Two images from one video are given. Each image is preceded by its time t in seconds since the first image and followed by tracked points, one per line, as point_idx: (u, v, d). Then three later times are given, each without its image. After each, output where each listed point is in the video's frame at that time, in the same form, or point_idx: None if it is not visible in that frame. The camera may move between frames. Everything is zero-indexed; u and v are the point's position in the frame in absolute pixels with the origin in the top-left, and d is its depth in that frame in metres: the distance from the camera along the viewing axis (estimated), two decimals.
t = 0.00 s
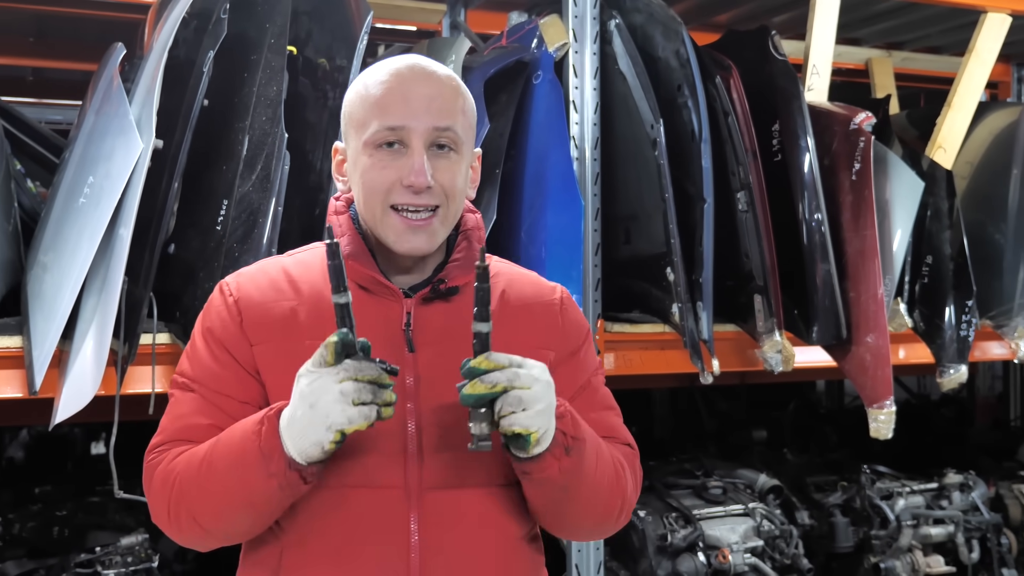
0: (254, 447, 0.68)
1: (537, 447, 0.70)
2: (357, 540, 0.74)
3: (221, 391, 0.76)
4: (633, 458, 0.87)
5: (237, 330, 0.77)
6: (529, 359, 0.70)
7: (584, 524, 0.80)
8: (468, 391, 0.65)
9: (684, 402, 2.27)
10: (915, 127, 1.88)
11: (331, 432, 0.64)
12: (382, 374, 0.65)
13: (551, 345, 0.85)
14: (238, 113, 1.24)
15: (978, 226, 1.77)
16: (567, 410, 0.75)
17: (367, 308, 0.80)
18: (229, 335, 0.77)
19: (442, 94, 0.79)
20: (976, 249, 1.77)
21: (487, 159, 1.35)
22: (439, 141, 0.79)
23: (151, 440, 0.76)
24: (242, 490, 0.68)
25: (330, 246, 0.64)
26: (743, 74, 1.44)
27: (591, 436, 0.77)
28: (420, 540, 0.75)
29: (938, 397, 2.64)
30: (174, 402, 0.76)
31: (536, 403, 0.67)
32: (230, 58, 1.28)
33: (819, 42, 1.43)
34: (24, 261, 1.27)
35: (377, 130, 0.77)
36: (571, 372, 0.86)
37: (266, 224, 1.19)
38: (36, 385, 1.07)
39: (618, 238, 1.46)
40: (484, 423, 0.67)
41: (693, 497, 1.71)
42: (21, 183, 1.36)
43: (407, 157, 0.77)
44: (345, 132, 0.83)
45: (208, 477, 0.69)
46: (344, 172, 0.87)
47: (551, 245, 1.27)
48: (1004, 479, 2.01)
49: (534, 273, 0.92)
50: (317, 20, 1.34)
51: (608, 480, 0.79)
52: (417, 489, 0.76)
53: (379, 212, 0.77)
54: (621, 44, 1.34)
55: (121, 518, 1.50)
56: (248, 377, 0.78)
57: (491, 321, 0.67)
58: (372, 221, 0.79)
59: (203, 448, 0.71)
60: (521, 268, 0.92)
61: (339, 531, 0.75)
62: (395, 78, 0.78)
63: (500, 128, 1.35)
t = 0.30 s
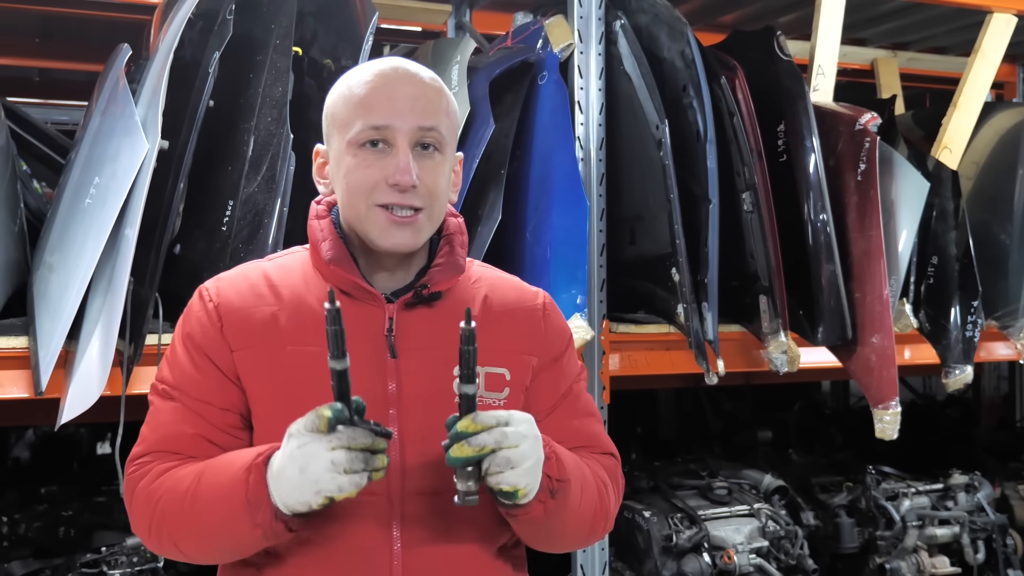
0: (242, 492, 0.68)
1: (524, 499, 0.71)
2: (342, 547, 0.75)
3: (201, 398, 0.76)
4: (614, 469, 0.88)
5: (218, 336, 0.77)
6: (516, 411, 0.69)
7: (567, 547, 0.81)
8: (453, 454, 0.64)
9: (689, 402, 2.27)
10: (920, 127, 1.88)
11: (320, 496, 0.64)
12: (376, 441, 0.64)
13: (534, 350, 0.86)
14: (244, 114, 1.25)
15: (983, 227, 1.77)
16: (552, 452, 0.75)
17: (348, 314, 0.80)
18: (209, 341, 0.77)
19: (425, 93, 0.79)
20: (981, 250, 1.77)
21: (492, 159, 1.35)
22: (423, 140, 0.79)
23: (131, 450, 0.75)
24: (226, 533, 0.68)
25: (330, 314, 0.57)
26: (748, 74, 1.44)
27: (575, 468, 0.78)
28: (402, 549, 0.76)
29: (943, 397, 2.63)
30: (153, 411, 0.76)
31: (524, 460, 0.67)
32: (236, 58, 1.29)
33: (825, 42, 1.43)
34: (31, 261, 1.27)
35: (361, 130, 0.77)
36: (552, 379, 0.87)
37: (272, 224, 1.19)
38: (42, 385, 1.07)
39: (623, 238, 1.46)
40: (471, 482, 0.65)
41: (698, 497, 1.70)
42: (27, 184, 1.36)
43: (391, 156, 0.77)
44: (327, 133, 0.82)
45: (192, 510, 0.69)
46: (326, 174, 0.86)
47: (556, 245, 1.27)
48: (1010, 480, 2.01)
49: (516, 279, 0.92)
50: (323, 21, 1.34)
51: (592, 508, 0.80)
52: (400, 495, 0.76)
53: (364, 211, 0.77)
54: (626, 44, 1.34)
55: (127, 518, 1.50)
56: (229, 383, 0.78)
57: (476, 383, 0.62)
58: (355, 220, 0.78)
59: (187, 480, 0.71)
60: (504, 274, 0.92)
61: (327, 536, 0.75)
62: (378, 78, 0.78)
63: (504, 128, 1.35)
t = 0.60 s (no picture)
0: (231, 452, 0.68)
1: (519, 443, 0.69)
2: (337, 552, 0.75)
3: (192, 398, 0.76)
4: (610, 461, 0.88)
5: (208, 337, 0.77)
6: (509, 356, 0.70)
7: (563, 527, 0.81)
8: (447, 387, 0.65)
9: (692, 402, 2.27)
10: (923, 127, 1.88)
11: (309, 439, 0.63)
12: (361, 380, 0.65)
13: (526, 350, 0.86)
14: (247, 114, 1.25)
15: (986, 227, 1.77)
16: (547, 409, 0.76)
17: (341, 316, 0.80)
18: (199, 341, 0.77)
19: (416, 101, 0.78)
20: (984, 249, 1.77)
21: (495, 159, 1.35)
22: (414, 150, 0.78)
23: (120, 449, 0.75)
24: (216, 501, 0.68)
25: (306, 250, 0.64)
26: (751, 75, 1.44)
27: (569, 435, 0.79)
28: (396, 551, 0.76)
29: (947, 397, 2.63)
30: (143, 411, 0.76)
31: (517, 398, 0.67)
32: (240, 58, 1.29)
33: (828, 43, 1.44)
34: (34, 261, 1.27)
35: (351, 140, 0.77)
36: (546, 377, 0.87)
37: (274, 224, 1.19)
38: (46, 385, 1.07)
39: (626, 239, 1.47)
40: (464, 420, 0.66)
41: (701, 497, 1.71)
42: (30, 184, 1.36)
43: (382, 167, 0.77)
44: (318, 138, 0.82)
45: (180, 485, 0.69)
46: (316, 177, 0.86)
47: (559, 245, 1.26)
48: (1013, 480, 2.01)
49: (509, 279, 0.92)
50: (326, 21, 1.34)
51: (587, 483, 0.80)
52: (394, 500, 0.76)
53: (355, 223, 0.77)
54: (629, 44, 1.34)
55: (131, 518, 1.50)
56: (219, 384, 0.78)
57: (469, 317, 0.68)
58: (347, 230, 0.78)
59: (176, 459, 0.71)
60: (495, 274, 0.92)
61: (324, 538, 0.75)
62: (369, 85, 0.77)
63: (507, 128, 1.35)
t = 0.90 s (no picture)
0: (234, 466, 0.67)
1: (513, 458, 0.70)
2: (335, 552, 0.74)
3: (186, 401, 0.76)
4: (605, 461, 0.88)
5: (201, 340, 0.77)
6: (504, 371, 0.69)
7: (557, 532, 0.81)
8: (442, 405, 0.64)
9: (692, 402, 2.27)
10: (924, 126, 1.88)
11: (313, 456, 0.63)
12: (365, 398, 0.65)
13: (522, 350, 0.86)
14: (246, 113, 1.25)
15: (987, 226, 1.77)
16: (541, 420, 0.75)
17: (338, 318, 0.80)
18: (192, 344, 0.77)
19: (410, 101, 0.78)
20: (985, 249, 1.77)
21: (495, 158, 1.35)
22: (408, 150, 0.78)
23: (115, 455, 0.75)
24: (218, 513, 0.68)
25: (313, 269, 0.60)
26: (752, 74, 1.44)
27: (564, 442, 0.79)
28: (394, 553, 0.76)
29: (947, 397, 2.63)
30: (137, 415, 0.76)
31: (512, 415, 0.67)
32: (240, 58, 1.28)
33: (828, 42, 1.44)
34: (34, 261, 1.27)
35: (344, 141, 0.76)
36: (541, 376, 0.87)
37: (274, 225, 1.20)
38: (46, 385, 1.07)
39: (626, 238, 1.47)
40: (460, 437, 0.66)
41: (702, 497, 1.71)
42: (31, 183, 1.36)
43: (375, 169, 0.77)
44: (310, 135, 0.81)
45: (181, 494, 0.69)
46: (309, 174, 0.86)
47: (559, 245, 1.26)
48: (1013, 480, 2.01)
49: (504, 276, 0.92)
50: (326, 21, 1.35)
51: (582, 490, 0.80)
52: (391, 500, 0.76)
53: (349, 224, 0.77)
54: (630, 43, 1.34)
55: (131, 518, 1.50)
56: (213, 386, 0.78)
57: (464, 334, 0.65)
58: (340, 230, 0.79)
59: (176, 468, 0.71)
60: (490, 270, 0.92)
61: (321, 537, 0.75)
62: (361, 84, 0.77)
63: (508, 128, 1.35)
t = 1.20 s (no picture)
0: (235, 495, 0.68)
1: (517, 488, 0.70)
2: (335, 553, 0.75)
3: (186, 405, 0.76)
4: (605, 463, 0.88)
5: (201, 343, 0.77)
6: (509, 398, 0.69)
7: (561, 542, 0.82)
8: (447, 439, 0.64)
9: (691, 402, 2.27)
10: (922, 126, 1.88)
11: (314, 500, 0.64)
12: (369, 443, 0.65)
13: (522, 350, 0.86)
14: (244, 113, 1.24)
15: (985, 226, 1.78)
16: (546, 440, 0.76)
17: (337, 320, 0.79)
18: (192, 348, 0.77)
19: (407, 99, 0.77)
20: (983, 249, 1.77)
21: (494, 158, 1.35)
22: (406, 149, 0.78)
23: (116, 461, 0.75)
24: (217, 538, 0.68)
25: (320, 315, 0.59)
26: (751, 74, 1.44)
27: (567, 457, 0.79)
28: (395, 554, 0.76)
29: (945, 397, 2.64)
30: (138, 420, 0.76)
31: (517, 447, 0.67)
32: (238, 57, 1.28)
33: (827, 42, 1.44)
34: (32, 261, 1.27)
35: (341, 140, 0.76)
36: (542, 376, 0.87)
37: (273, 223, 1.20)
38: (43, 385, 1.07)
39: (625, 238, 1.47)
40: (465, 468, 0.66)
41: (700, 497, 1.71)
42: (29, 183, 1.36)
43: (373, 168, 0.77)
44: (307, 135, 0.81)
45: (182, 514, 0.69)
46: (307, 174, 0.86)
47: (558, 245, 1.26)
48: (1011, 479, 2.01)
49: (504, 275, 0.92)
50: (325, 20, 1.35)
51: (585, 501, 0.80)
52: (392, 501, 0.76)
53: (347, 224, 0.78)
54: (628, 43, 1.34)
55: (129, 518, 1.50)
56: (214, 390, 0.78)
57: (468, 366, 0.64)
58: (338, 230, 0.79)
59: (179, 484, 0.71)
60: (490, 270, 0.92)
61: (321, 536, 0.75)
62: (358, 83, 0.77)
63: (506, 128, 1.35)
